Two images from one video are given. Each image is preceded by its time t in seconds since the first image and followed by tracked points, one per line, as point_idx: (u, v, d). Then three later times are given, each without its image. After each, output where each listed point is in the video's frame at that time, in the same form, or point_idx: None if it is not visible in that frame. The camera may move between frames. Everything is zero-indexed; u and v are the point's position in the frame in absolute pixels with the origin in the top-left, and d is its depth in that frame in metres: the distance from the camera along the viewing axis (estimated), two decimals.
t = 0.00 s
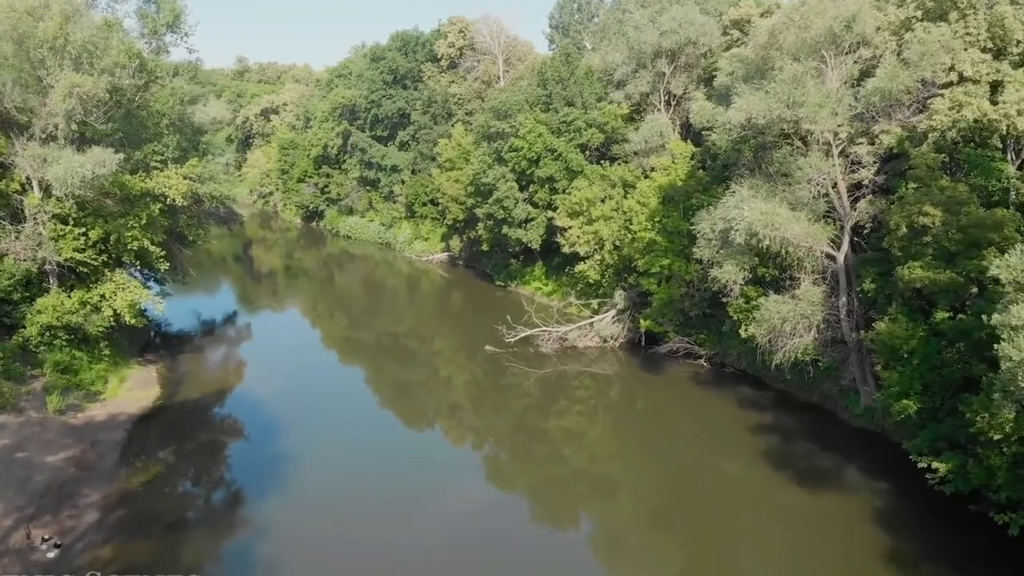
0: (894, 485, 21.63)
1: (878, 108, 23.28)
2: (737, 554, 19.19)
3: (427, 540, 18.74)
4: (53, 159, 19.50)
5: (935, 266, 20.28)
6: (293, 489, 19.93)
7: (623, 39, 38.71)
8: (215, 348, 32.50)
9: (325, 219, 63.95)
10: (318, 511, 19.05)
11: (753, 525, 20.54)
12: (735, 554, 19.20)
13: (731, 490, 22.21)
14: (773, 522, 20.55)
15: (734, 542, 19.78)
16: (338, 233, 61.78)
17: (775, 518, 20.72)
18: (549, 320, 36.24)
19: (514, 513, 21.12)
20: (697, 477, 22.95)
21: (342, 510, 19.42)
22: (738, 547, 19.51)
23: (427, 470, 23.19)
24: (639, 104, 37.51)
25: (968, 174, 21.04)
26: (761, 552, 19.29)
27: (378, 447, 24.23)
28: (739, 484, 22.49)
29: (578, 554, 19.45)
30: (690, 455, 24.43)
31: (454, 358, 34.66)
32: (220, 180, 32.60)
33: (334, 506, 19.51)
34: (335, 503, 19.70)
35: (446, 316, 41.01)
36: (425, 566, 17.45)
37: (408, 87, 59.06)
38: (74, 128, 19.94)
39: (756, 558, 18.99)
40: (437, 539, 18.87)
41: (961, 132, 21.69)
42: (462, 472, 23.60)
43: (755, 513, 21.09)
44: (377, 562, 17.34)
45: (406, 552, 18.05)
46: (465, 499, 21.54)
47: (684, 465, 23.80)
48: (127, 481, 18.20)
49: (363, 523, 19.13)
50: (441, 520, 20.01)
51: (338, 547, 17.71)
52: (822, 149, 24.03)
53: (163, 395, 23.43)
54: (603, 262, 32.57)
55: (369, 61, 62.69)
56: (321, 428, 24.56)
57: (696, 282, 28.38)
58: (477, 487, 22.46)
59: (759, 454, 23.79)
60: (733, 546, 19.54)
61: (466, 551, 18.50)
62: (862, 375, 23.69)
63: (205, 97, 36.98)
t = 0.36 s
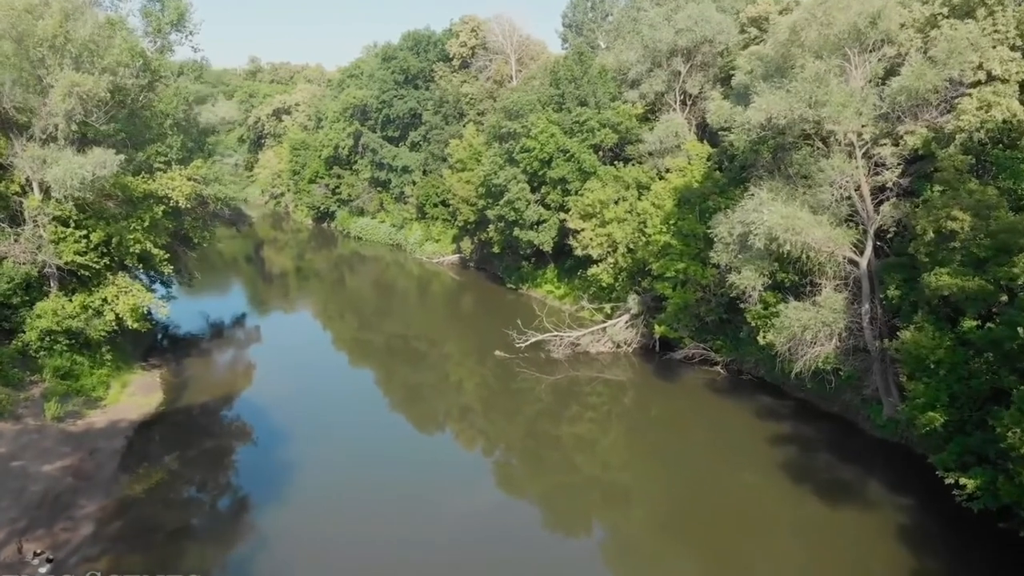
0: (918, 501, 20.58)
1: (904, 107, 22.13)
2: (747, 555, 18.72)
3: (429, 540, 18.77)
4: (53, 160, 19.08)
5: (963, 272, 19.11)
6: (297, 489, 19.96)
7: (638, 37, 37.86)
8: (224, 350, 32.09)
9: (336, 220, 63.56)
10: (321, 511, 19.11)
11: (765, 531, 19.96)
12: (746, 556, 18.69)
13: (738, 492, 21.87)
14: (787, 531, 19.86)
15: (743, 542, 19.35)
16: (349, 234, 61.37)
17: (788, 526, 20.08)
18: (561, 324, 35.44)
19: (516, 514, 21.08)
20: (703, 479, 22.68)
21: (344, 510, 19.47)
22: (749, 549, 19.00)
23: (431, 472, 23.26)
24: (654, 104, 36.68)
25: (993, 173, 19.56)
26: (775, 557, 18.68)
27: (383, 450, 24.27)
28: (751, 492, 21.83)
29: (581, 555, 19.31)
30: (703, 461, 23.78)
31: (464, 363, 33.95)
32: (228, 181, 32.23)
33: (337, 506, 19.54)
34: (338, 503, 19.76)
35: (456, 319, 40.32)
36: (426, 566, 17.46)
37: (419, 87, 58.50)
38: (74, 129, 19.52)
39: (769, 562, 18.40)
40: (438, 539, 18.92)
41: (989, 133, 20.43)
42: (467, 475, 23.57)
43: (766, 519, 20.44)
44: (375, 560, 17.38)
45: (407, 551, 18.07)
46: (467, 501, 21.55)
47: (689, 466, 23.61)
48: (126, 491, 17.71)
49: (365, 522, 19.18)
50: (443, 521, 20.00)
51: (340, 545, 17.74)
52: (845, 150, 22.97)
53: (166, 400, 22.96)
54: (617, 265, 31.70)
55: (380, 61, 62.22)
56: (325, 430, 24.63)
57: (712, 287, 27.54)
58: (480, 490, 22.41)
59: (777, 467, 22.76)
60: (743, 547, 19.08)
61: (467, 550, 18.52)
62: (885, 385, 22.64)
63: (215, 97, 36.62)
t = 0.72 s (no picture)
0: (949, 522, 19.35)
1: (937, 108, 20.27)
2: (757, 561, 18.31)
3: (430, 540, 18.74)
4: (53, 161, 18.63)
5: (999, 281, 17.60)
6: (299, 489, 19.87)
7: (655, 34, 36.89)
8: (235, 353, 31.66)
9: (349, 222, 63.15)
10: (323, 510, 19.09)
11: (779, 538, 19.43)
12: (756, 562, 18.29)
13: (746, 497, 21.49)
14: (803, 542, 19.22)
15: (753, 547, 18.95)
16: (362, 236, 60.91)
17: (803, 535, 19.49)
18: (575, 329, 34.51)
19: (519, 515, 20.94)
20: (710, 483, 22.33)
21: (346, 510, 19.42)
22: (759, 556, 18.59)
23: (434, 472, 23.15)
24: (672, 103, 35.74)
25: None
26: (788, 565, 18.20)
27: (387, 450, 24.16)
28: (767, 505, 21.06)
29: (584, 556, 19.09)
30: (715, 467, 23.29)
31: (476, 369, 33.13)
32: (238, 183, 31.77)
33: (338, 506, 19.48)
34: (339, 503, 19.69)
35: (468, 323, 39.52)
36: (426, 566, 17.41)
37: (433, 87, 57.89)
38: (76, 129, 19.08)
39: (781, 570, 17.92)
40: (440, 539, 18.88)
41: None
42: (469, 476, 23.42)
43: (782, 530, 19.76)
44: (376, 559, 17.36)
45: (407, 551, 18.04)
46: (469, 503, 21.42)
47: (696, 469, 23.29)
48: (125, 503, 17.16)
49: (367, 521, 19.14)
50: (445, 522, 19.93)
51: (341, 545, 17.72)
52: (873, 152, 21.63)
53: (170, 407, 22.38)
54: (633, 269, 30.78)
55: (394, 61, 61.72)
56: (330, 431, 24.50)
57: (732, 292, 26.58)
58: (482, 491, 22.29)
59: (801, 484, 21.64)
60: (752, 552, 18.70)
61: (467, 551, 18.48)
62: (914, 398, 21.47)
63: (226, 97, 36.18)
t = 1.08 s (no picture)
0: (982, 542, 18.16)
1: (972, 108, 18.36)
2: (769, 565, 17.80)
3: (430, 540, 18.60)
4: (51, 163, 18.20)
5: None
6: (300, 490, 19.70)
7: (673, 32, 35.91)
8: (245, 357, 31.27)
9: (362, 223, 62.71)
10: (325, 510, 18.99)
11: (792, 542, 18.89)
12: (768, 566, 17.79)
13: (753, 500, 21.04)
14: (820, 548, 18.53)
15: (763, 550, 18.49)
16: (374, 237, 60.42)
17: (816, 540, 18.89)
18: (589, 335, 33.59)
19: (521, 516, 20.70)
20: (717, 486, 21.93)
21: (345, 510, 19.29)
22: (772, 558, 18.09)
23: (435, 471, 22.98)
24: (689, 103, 34.75)
25: None
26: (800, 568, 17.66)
27: (388, 450, 23.98)
28: (780, 512, 20.37)
29: (587, 557, 18.82)
30: (723, 469, 22.91)
31: (487, 374, 32.30)
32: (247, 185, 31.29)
33: (339, 506, 19.38)
34: (340, 503, 19.55)
35: (480, 327, 38.72)
36: (425, 566, 17.26)
37: (446, 87, 57.26)
38: (75, 129, 18.59)
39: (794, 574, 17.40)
40: (440, 539, 18.74)
41: None
42: (471, 475, 23.20)
43: (793, 534, 19.25)
44: (375, 559, 17.23)
45: (407, 551, 17.90)
46: (470, 503, 21.21)
47: (701, 471, 22.90)
48: (120, 516, 16.60)
49: (367, 521, 18.99)
50: (445, 521, 19.77)
51: (341, 544, 17.59)
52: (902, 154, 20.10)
53: (172, 415, 21.84)
54: (649, 274, 29.88)
55: (407, 61, 61.19)
56: (332, 432, 24.32)
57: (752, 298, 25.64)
58: (483, 491, 22.08)
59: (824, 501, 20.47)
60: (763, 556, 18.24)
61: (467, 550, 18.32)
62: (943, 412, 20.31)
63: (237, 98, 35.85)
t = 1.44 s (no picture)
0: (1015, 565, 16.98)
1: (1004, 108, 16.96)
2: (776, 568, 17.59)
3: (430, 539, 18.75)
4: (42, 165, 17.59)
5: None
6: (299, 490, 19.72)
7: (687, 30, 34.90)
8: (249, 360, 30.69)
9: (370, 224, 62.09)
10: (325, 510, 19.04)
11: (800, 542, 18.72)
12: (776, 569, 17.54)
13: (758, 502, 20.86)
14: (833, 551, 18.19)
15: (768, 552, 18.30)
16: (383, 239, 59.78)
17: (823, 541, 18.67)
18: (600, 341, 32.61)
19: (521, 517, 20.73)
20: (719, 487, 21.76)
21: (345, 510, 19.38)
22: (778, 561, 17.87)
23: (434, 471, 23.07)
24: (704, 103, 33.71)
25: None
26: (806, 569, 17.43)
27: (387, 450, 24.02)
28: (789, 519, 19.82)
29: (586, 558, 18.77)
30: (726, 471, 22.72)
31: (495, 380, 31.43)
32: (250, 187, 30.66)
33: (340, 506, 19.44)
34: (339, 503, 19.63)
35: (489, 331, 37.90)
36: (425, 566, 17.30)
37: (456, 86, 56.52)
38: (68, 130, 17.95)
39: (803, 575, 17.14)
40: (440, 538, 18.87)
41: None
42: (471, 476, 23.16)
43: (799, 538, 18.92)
44: (376, 558, 17.34)
45: (407, 551, 17.96)
46: (469, 503, 21.28)
47: (703, 472, 22.76)
48: (109, 532, 15.92)
49: (367, 520, 19.09)
50: (445, 520, 19.90)
51: (342, 545, 17.66)
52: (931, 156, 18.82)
53: (169, 424, 21.16)
54: (663, 279, 28.93)
55: (417, 60, 60.51)
56: (332, 433, 24.33)
57: (770, 305, 24.71)
58: (481, 491, 22.13)
59: (848, 521, 19.28)
60: (769, 559, 18.04)
61: (466, 550, 18.42)
62: (972, 427, 19.18)
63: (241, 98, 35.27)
